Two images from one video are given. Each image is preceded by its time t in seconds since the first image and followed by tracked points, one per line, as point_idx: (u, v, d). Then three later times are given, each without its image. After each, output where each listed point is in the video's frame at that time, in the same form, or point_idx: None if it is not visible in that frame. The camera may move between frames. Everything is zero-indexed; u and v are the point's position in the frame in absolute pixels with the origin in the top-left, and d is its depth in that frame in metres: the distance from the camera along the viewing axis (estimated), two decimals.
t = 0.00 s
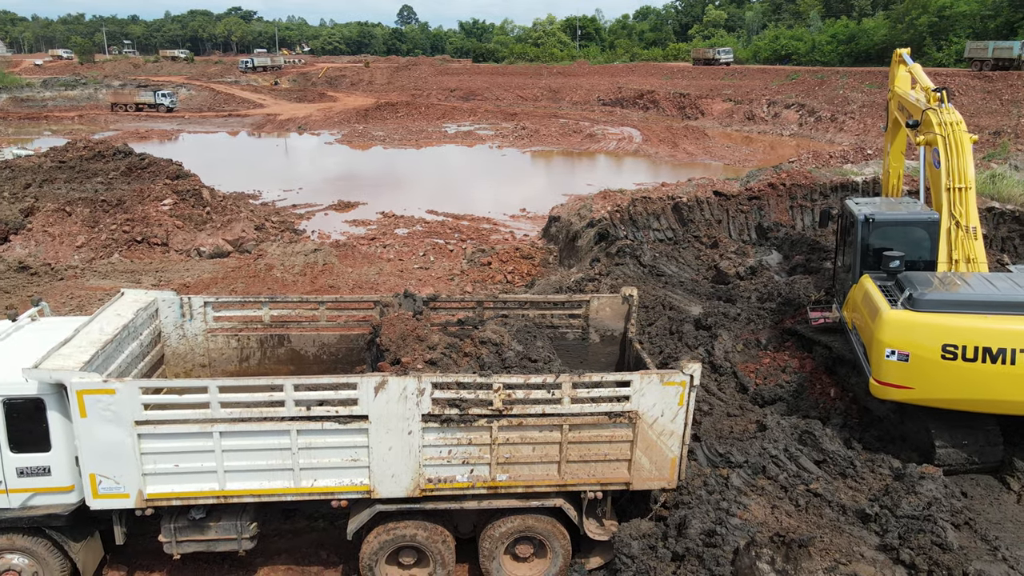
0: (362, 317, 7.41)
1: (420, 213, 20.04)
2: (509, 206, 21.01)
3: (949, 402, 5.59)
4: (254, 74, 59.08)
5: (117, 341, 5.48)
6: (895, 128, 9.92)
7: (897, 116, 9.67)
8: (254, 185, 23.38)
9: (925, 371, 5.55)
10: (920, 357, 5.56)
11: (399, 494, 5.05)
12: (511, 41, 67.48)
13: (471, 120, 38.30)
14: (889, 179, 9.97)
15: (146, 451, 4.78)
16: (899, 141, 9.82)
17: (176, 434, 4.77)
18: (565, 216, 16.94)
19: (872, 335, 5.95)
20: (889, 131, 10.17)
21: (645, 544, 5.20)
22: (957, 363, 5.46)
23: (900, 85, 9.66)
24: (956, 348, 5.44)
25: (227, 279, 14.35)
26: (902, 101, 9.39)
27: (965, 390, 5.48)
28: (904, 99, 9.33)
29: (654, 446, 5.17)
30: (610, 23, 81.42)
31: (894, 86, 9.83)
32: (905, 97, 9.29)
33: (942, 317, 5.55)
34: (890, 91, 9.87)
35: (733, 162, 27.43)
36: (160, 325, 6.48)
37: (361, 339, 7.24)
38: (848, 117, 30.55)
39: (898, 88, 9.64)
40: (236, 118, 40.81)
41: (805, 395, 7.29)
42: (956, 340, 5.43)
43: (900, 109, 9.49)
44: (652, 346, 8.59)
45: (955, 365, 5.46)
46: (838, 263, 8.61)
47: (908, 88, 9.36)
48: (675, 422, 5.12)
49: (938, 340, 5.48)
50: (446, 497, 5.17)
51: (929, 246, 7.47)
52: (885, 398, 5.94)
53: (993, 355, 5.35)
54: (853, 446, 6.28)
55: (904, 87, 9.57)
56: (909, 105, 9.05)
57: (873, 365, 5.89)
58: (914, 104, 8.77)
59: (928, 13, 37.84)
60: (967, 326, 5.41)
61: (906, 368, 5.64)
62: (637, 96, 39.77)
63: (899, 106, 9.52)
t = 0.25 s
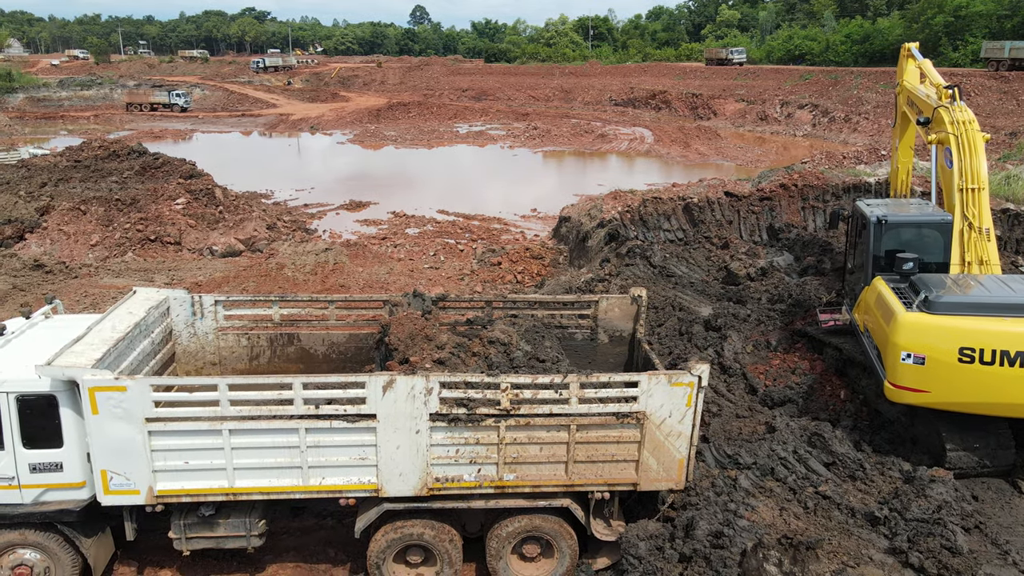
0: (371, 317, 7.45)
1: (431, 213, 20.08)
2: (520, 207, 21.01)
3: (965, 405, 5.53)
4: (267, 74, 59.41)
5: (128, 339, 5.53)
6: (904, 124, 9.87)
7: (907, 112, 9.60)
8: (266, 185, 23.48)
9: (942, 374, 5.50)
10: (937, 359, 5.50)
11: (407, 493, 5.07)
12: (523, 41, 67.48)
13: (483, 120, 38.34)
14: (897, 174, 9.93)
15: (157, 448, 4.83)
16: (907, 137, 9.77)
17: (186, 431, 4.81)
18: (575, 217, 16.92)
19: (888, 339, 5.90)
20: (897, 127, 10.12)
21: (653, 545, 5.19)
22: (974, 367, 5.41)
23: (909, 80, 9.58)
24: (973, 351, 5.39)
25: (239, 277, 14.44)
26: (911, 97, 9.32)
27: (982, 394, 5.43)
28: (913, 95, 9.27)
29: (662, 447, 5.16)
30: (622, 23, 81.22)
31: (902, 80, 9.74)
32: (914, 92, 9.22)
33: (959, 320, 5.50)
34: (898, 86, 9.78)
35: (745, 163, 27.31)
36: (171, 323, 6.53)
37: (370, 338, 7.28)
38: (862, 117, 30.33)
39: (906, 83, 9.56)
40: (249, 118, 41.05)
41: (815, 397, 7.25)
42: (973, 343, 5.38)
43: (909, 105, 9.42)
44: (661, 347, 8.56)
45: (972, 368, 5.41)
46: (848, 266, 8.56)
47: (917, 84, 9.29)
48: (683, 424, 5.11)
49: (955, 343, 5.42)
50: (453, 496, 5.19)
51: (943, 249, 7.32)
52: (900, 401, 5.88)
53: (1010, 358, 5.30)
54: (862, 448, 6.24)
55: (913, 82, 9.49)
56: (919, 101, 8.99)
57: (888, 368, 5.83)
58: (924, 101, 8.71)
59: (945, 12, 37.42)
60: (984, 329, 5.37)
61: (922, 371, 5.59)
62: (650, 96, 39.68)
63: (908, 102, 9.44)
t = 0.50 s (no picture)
0: (373, 316, 7.47)
1: (434, 213, 20.09)
2: (522, 207, 21.01)
3: (976, 407, 5.54)
4: (270, 74, 59.52)
5: (131, 339, 5.55)
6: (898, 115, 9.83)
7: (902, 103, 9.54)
8: (269, 184, 23.50)
9: (955, 376, 5.49)
10: (949, 362, 5.49)
11: (408, 493, 5.08)
12: (526, 41, 67.48)
13: (486, 121, 38.34)
14: (891, 165, 9.89)
15: (160, 447, 4.84)
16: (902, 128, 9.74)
17: (187, 431, 4.83)
18: (578, 217, 16.91)
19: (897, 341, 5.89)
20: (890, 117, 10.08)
21: (654, 545, 5.21)
22: (986, 368, 5.41)
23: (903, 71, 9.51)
24: (985, 354, 5.39)
25: (242, 277, 14.46)
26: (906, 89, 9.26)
27: (994, 395, 5.43)
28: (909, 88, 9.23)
29: (663, 447, 5.16)
30: (626, 23, 81.15)
31: (896, 71, 9.68)
32: (909, 83, 9.17)
33: (971, 321, 5.48)
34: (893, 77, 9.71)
35: (748, 163, 27.29)
36: (173, 323, 6.55)
37: (372, 338, 7.30)
38: (866, 117, 30.28)
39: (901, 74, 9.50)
40: (252, 118, 41.11)
41: (817, 398, 7.23)
42: (985, 345, 5.38)
43: (904, 97, 9.37)
44: (663, 347, 8.56)
45: (984, 370, 5.42)
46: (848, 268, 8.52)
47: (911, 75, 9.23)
48: (685, 424, 5.11)
49: (967, 345, 5.41)
50: (454, 496, 5.19)
51: (947, 249, 7.27)
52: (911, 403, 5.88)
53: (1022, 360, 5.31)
54: (864, 448, 6.24)
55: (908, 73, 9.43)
56: (914, 93, 8.95)
57: (899, 371, 5.82)
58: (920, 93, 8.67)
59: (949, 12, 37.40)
60: (997, 331, 5.36)
61: (934, 373, 5.57)
62: (653, 96, 39.66)
63: (903, 94, 9.39)
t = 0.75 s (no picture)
0: (373, 316, 7.46)
1: (434, 213, 20.09)
2: (522, 207, 21.01)
3: (992, 409, 5.53)
4: (270, 74, 59.51)
5: (131, 339, 5.55)
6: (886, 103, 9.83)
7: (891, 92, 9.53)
8: (269, 184, 23.50)
9: (971, 378, 5.46)
10: (966, 364, 5.45)
11: (408, 493, 5.08)
12: (526, 41, 67.46)
13: (486, 121, 38.34)
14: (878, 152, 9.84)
15: (160, 447, 4.84)
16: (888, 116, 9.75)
17: (187, 431, 4.83)
18: (578, 217, 16.90)
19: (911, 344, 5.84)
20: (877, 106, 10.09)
21: (654, 545, 5.21)
22: (1004, 370, 5.38)
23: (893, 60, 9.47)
24: (1003, 356, 5.36)
25: (242, 277, 14.46)
26: (896, 79, 9.24)
27: (1012, 396, 5.41)
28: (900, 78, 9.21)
29: (663, 447, 5.16)
30: (626, 23, 81.13)
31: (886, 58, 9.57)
32: (900, 73, 9.13)
33: (988, 323, 5.45)
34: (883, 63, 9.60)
35: (748, 163, 27.29)
36: (173, 323, 6.55)
37: (372, 338, 7.31)
38: (866, 117, 30.28)
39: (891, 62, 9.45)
40: (252, 118, 41.11)
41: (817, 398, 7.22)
42: (1003, 347, 5.35)
43: (894, 86, 9.35)
44: (663, 347, 8.56)
45: (1001, 372, 5.39)
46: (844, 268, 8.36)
47: (902, 65, 9.20)
48: (684, 424, 5.11)
49: (985, 347, 5.38)
50: (454, 496, 5.19)
51: (951, 249, 7.13)
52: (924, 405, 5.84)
53: None
54: (864, 448, 6.24)
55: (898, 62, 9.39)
56: (906, 83, 8.93)
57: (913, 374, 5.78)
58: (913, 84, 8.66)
59: (949, 12, 37.39)
60: (1015, 332, 5.33)
61: (950, 376, 5.54)
62: (653, 97, 39.67)
63: (893, 83, 9.35)
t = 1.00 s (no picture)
0: (374, 317, 7.47)
1: (434, 213, 20.09)
2: (523, 207, 21.01)
3: (1016, 411, 5.45)
4: (270, 74, 59.51)
5: (131, 339, 5.55)
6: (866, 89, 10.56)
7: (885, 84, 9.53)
8: (269, 185, 23.49)
9: (996, 380, 5.36)
10: (992, 368, 5.34)
11: (408, 493, 5.07)
12: (526, 41, 67.46)
13: (486, 121, 38.33)
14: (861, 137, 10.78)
15: (160, 448, 4.84)
16: (869, 104, 10.56)
17: (188, 431, 4.83)
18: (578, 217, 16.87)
19: (930, 347, 5.69)
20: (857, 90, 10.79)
21: (655, 545, 5.21)
22: None
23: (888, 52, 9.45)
24: None
25: (242, 277, 14.46)
26: (892, 71, 9.22)
27: None
28: (893, 68, 9.23)
29: (663, 448, 5.15)
30: (625, 23, 81.12)
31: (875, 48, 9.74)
32: (896, 66, 9.12)
33: (1010, 325, 5.35)
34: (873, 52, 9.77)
35: (748, 163, 27.29)
36: (173, 323, 6.56)
37: (372, 338, 7.31)
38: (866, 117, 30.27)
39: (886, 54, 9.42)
40: (252, 118, 41.12)
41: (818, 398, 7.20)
42: None
43: (889, 78, 9.33)
44: (663, 347, 8.57)
45: None
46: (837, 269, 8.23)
47: (897, 57, 9.18)
48: (685, 424, 5.10)
49: (1010, 351, 5.28)
50: (455, 497, 5.19)
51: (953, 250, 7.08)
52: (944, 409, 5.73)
53: None
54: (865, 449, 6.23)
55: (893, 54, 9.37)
56: (901, 76, 8.94)
57: (935, 378, 5.62)
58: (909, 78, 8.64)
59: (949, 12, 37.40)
60: None
61: (975, 379, 5.42)
62: (653, 96, 39.67)
63: (888, 75, 9.34)
